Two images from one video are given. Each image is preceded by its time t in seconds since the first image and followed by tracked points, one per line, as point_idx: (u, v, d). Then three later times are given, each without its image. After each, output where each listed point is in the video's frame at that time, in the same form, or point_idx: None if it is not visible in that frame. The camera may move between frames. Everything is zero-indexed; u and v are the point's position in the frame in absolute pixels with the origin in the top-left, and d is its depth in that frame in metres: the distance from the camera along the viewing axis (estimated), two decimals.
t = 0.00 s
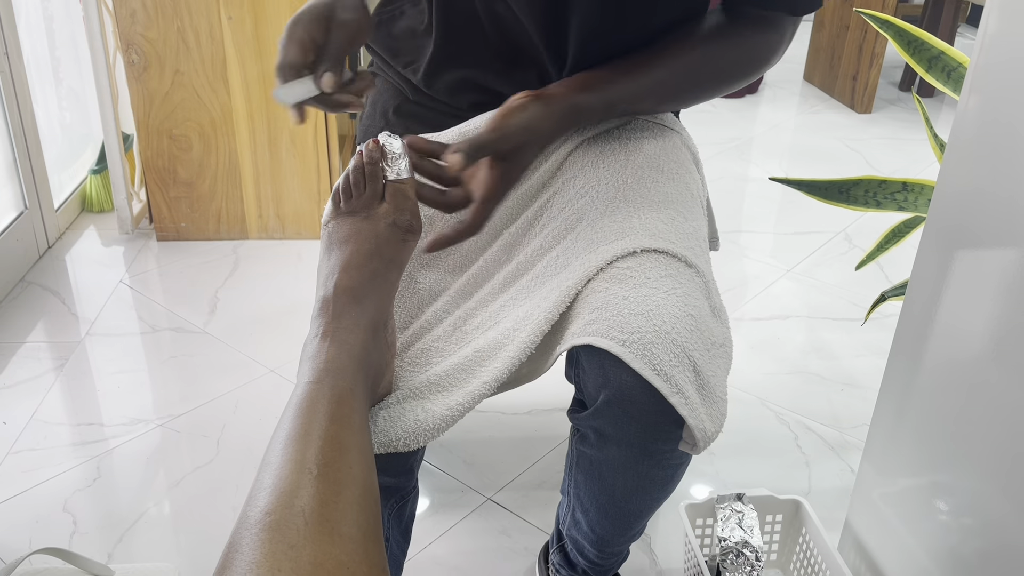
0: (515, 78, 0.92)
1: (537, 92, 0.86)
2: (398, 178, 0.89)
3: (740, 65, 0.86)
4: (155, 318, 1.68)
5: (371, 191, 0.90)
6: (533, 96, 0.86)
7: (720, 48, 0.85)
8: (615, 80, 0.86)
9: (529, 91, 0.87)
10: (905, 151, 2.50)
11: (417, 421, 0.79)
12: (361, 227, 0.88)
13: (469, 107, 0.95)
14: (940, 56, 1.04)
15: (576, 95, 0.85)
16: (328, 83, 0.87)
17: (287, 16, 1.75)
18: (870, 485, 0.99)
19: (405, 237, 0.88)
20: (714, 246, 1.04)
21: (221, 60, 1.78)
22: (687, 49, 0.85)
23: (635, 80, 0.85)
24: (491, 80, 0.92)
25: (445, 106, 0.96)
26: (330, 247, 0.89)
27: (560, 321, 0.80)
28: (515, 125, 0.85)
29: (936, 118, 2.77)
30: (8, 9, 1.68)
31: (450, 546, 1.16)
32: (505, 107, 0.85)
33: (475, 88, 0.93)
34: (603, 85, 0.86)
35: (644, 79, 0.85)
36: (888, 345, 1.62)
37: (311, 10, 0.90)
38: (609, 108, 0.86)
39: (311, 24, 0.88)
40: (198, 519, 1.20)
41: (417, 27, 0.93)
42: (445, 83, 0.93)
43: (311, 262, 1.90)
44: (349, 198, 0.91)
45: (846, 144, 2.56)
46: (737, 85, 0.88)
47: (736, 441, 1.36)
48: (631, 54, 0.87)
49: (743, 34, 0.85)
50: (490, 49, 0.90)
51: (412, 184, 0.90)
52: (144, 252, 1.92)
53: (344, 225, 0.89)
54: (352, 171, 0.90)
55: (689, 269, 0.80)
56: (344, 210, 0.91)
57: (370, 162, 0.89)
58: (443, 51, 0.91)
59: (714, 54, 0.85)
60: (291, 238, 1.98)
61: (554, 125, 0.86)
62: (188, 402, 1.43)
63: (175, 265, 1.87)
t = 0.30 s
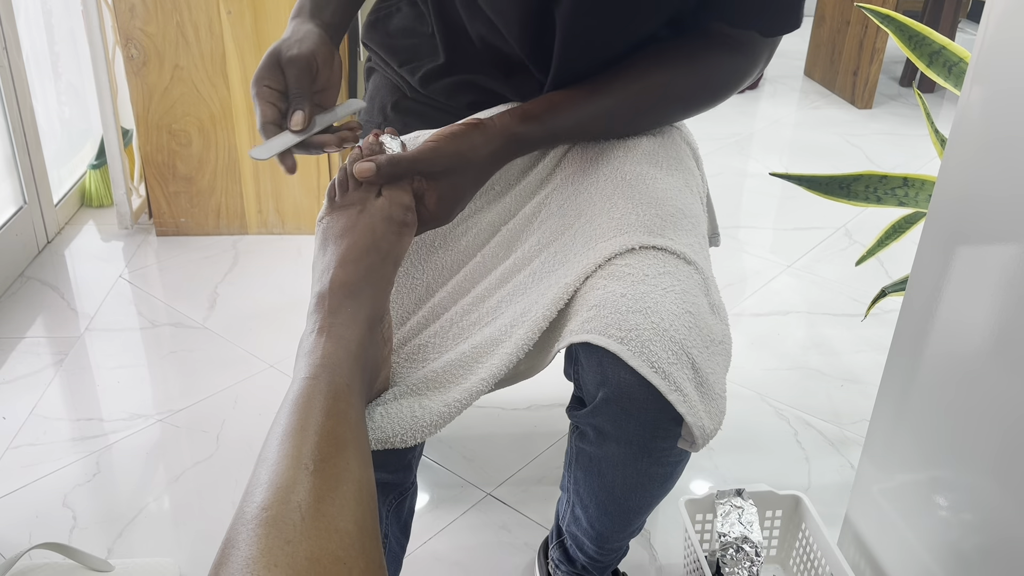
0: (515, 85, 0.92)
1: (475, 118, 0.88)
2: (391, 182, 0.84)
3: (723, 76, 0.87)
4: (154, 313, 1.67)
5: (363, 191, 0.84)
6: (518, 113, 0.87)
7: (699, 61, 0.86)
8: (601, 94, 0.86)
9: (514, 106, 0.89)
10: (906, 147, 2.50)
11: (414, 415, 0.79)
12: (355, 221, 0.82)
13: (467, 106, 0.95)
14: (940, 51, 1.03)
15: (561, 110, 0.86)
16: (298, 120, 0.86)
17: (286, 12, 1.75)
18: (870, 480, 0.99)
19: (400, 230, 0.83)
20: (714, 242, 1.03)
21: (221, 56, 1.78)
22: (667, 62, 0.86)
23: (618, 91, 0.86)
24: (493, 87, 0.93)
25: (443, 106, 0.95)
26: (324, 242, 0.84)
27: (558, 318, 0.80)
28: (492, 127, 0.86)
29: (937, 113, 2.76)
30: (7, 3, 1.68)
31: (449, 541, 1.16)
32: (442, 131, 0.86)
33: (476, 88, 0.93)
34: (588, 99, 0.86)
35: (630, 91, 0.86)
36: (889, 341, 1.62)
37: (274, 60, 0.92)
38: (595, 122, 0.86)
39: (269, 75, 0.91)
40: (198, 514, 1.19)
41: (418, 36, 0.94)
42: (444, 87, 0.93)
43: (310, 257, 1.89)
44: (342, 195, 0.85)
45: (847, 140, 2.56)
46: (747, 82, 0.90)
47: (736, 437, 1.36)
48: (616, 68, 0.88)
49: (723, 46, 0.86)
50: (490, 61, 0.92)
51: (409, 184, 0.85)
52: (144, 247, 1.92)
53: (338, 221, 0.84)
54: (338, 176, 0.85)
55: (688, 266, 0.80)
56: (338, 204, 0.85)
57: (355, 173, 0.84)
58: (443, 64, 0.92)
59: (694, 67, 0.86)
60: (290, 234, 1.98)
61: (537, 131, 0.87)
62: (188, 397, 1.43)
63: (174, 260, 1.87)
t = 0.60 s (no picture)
0: (518, 84, 0.92)
1: (488, 116, 0.87)
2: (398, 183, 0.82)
3: (729, 81, 0.87)
4: (154, 308, 1.67)
5: (368, 182, 0.84)
6: (527, 119, 0.87)
7: (707, 69, 0.86)
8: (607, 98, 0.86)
9: (524, 104, 0.88)
10: (906, 143, 2.50)
11: (415, 412, 0.79)
12: (357, 218, 0.82)
13: (468, 103, 0.94)
14: (941, 47, 1.03)
15: (567, 113, 0.86)
16: (299, 112, 0.81)
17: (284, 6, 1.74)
18: (870, 476, 0.99)
19: (402, 227, 0.83)
20: (714, 239, 1.03)
21: (220, 51, 1.78)
22: (676, 67, 0.86)
23: (624, 97, 0.86)
24: (494, 84, 0.92)
25: (444, 103, 0.94)
26: (324, 237, 0.84)
27: (557, 314, 0.80)
28: (504, 136, 0.86)
29: (937, 109, 2.76)
30: None
31: (449, 537, 1.16)
32: (458, 135, 0.86)
33: (478, 85, 0.93)
34: (594, 101, 0.86)
35: (637, 97, 0.86)
36: (887, 337, 1.62)
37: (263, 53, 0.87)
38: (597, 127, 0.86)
39: (259, 63, 0.86)
40: (197, 510, 1.19)
41: (418, 33, 0.93)
42: (445, 85, 0.92)
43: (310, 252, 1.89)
44: (344, 189, 0.84)
45: (847, 136, 2.55)
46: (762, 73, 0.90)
47: (735, 433, 1.36)
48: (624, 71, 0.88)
49: (731, 52, 0.87)
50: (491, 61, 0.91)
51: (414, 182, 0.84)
52: (143, 243, 1.92)
53: (339, 217, 0.83)
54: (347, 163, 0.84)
55: (687, 262, 0.80)
56: (340, 200, 0.84)
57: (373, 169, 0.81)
58: (445, 64, 0.92)
59: (701, 73, 0.86)
60: (290, 229, 1.98)
61: (543, 139, 0.87)
62: (188, 393, 1.43)
63: (173, 256, 1.86)
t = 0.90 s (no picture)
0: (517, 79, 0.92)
1: (484, 96, 0.86)
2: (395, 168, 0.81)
3: (724, 87, 0.88)
4: (153, 305, 1.67)
5: (364, 177, 0.82)
6: (525, 95, 0.86)
7: (705, 74, 0.87)
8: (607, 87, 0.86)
9: (522, 83, 0.87)
10: (905, 140, 2.50)
11: (416, 409, 0.80)
12: (355, 214, 0.82)
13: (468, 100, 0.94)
14: (940, 44, 1.03)
15: (566, 96, 0.86)
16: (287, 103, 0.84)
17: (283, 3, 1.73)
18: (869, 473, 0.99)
19: (401, 223, 0.82)
20: (715, 236, 1.03)
21: (219, 47, 1.77)
22: (678, 69, 0.87)
23: (623, 87, 0.86)
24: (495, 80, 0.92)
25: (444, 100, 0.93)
26: (323, 233, 0.83)
27: (557, 311, 0.80)
28: (498, 117, 0.85)
29: (936, 106, 2.76)
30: None
31: (448, 533, 1.16)
32: (452, 119, 0.84)
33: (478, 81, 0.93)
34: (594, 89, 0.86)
35: (635, 89, 0.86)
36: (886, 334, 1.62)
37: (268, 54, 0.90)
38: (595, 113, 0.87)
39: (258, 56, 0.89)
40: (197, 506, 1.20)
41: (420, 30, 0.93)
42: (447, 81, 0.92)
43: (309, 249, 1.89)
44: (340, 186, 0.82)
45: (846, 133, 2.55)
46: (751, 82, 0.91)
47: (734, 430, 1.36)
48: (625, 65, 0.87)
49: (726, 59, 0.88)
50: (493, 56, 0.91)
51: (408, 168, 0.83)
52: (142, 239, 1.92)
53: (336, 213, 0.83)
54: (339, 162, 0.81)
55: (688, 259, 0.80)
56: (336, 197, 0.83)
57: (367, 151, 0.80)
58: (447, 61, 0.92)
59: (699, 78, 0.87)
60: (289, 225, 1.98)
61: (538, 118, 0.86)
62: (187, 389, 1.43)
63: (172, 252, 1.86)
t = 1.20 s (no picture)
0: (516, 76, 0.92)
1: (474, 91, 0.85)
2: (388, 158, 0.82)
3: (717, 85, 0.89)
4: (152, 302, 1.67)
5: (355, 172, 0.82)
6: (518, 93, 0.86)
7: (698, 72, 0.87)
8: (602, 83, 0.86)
9: (513, 80, 0.87)
10: (905, 137, 2.50)
11: (414, 406, 0.79)
12: (350, 210, 0.81)
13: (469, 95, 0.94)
14: (940, 41, 1.03)
15: (559, 93, 0.86)
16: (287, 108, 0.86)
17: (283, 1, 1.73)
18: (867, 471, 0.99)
19: (395, 218, 0.82)
20: (714, 234, 1.03)
21: (218, 44, 1.77)
22: (671, 66, 0.87)
23: (617, 84, 0.86)
24: (494, 77, 0.92)
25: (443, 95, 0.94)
26: (318, 231, 0.83)
27: (557, 308, 0.80)
28: (488, 111, 0.85)
29: (935, 104, 2.76)
30: None
31: (447, 531, 1.17)
32: (442, 112, 0.84)
33: (477, 77, 0.93)
34: (588, 85, 0.86)
35: (628, 86, 0.86)
36: (885, 332, 1.62)
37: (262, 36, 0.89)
38: (591, 110, 0.87)
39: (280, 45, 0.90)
40: (196, 503, 1.20)
41: (419, 25, 0.93)
42: (446, 78, 0.92)
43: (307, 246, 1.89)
44: (332, 182, 0.82)
45: (846, 130, 2.55)
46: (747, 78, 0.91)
47: (733, 427, 1.36)
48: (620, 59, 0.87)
49: (720, 56, 0.88)
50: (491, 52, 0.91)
51: (398, 160, 0.84)
52: (141, 236, 1.92)
53: (332, 211, 0.82)
54: (330, 157, 0.81)
55: (688, 256, 0.80)
56: (330, 193, 0.83)
57: (355, 138, 0.80)
58: (445, 56, 0.91)
59: (692, 75, 0.87)
60: (288, 223, 1.98)
61: (528, 114, 0.86)
62: (186, 386, 1.43)
63: (171, 250, 1.86)
